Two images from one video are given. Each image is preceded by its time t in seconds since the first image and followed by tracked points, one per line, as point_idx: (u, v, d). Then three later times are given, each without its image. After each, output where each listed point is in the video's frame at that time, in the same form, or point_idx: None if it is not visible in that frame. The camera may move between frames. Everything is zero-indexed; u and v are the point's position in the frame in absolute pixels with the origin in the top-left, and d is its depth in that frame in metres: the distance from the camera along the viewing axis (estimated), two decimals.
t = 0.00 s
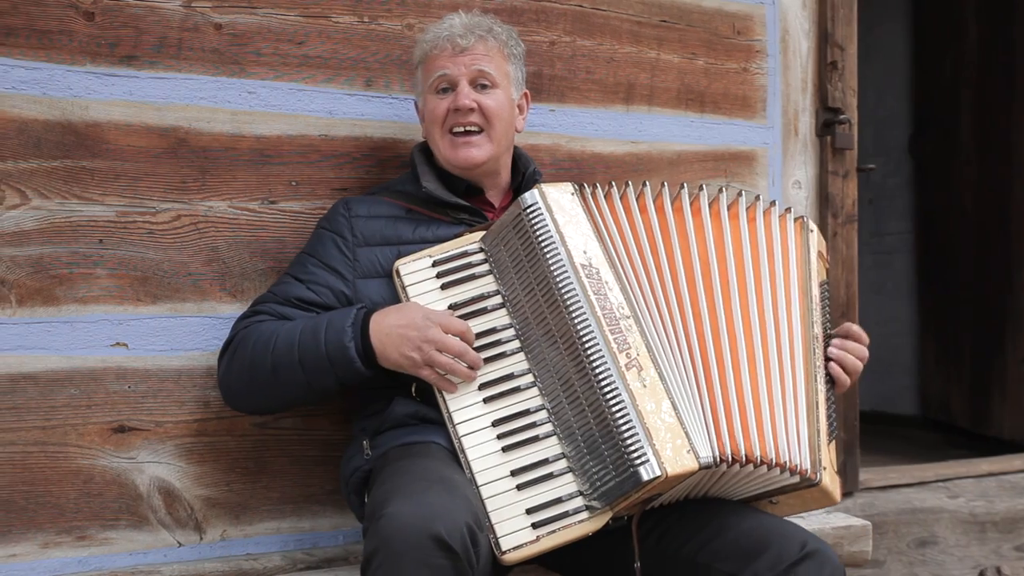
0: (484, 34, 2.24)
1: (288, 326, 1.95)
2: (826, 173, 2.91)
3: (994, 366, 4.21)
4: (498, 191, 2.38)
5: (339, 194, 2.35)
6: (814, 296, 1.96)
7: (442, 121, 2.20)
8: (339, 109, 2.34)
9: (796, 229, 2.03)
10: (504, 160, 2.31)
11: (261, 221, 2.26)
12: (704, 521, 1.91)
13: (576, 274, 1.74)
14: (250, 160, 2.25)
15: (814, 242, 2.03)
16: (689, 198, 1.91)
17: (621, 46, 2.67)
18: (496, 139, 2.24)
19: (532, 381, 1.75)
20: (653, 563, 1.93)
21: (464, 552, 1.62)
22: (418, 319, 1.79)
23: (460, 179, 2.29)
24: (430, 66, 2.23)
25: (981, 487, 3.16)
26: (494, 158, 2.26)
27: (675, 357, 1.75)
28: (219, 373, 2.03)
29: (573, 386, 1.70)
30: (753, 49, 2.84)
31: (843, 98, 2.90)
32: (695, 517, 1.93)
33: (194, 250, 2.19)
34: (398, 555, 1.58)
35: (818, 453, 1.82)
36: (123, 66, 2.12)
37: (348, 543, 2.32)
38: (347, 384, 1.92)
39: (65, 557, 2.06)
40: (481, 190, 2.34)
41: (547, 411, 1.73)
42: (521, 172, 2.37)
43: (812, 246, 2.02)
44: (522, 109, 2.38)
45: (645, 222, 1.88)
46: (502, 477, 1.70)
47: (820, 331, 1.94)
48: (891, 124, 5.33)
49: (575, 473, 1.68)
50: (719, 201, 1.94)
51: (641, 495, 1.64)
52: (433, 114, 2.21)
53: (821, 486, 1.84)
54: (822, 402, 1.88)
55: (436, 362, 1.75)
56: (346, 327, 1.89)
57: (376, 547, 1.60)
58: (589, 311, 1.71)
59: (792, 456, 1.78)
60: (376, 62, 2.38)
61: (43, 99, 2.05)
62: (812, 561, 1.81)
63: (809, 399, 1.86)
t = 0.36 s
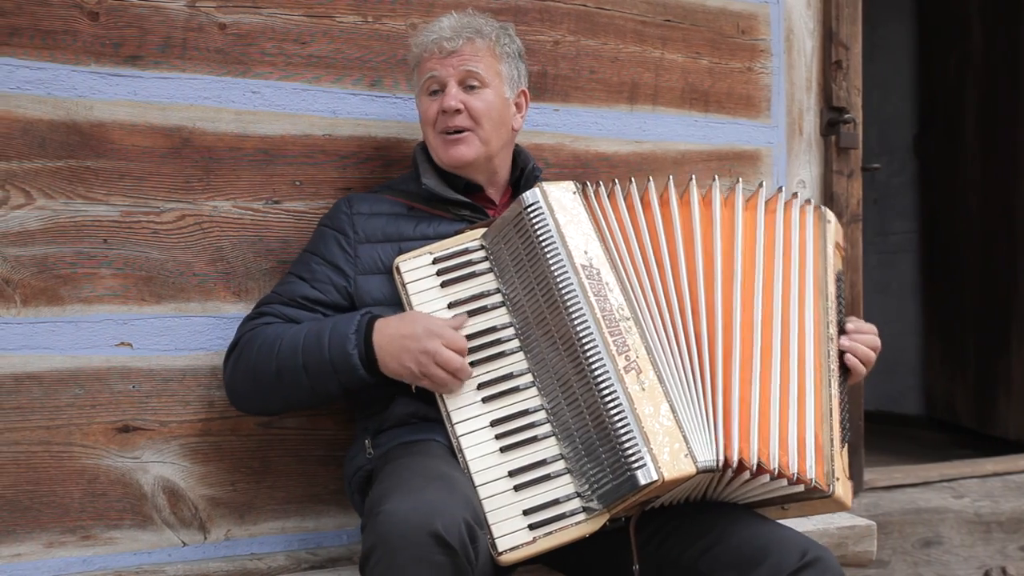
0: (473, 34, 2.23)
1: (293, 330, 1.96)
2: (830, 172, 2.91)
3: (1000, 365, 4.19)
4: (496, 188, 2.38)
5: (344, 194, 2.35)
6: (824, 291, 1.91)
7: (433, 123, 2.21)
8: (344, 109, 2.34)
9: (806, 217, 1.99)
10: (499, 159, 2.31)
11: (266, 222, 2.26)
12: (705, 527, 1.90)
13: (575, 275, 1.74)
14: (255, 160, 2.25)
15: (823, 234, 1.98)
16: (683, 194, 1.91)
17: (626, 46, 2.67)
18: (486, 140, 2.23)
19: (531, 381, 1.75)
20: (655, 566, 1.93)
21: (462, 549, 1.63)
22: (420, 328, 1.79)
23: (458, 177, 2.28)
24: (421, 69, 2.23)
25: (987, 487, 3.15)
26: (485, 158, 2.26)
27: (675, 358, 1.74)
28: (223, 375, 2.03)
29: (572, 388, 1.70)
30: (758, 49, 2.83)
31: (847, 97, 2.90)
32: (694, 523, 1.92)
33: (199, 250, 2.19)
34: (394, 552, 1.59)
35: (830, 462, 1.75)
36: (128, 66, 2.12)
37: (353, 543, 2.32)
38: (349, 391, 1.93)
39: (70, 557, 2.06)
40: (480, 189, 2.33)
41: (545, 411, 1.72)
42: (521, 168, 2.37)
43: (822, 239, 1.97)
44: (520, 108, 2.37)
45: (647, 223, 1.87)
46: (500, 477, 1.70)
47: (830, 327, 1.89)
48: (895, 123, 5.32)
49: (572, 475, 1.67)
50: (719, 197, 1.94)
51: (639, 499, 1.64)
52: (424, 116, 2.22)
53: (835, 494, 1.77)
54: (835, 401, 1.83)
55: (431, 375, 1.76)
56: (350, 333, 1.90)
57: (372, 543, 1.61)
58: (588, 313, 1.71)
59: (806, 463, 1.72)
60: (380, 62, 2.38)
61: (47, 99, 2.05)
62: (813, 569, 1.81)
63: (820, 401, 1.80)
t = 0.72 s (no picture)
0: (469, 33, 2.23)
1: (299, 334, 1.96)
2: (832, 172, 2.90)
3: (1001, 365, 4.19)
4: (493, 189, 2.37)
5: (345, 194, 2.35)
6: (793, 266, 1.87)
7: (427, 123, 2.21)
8: (344, 109, 2.34)
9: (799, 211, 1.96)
10: (494, 159, 2.30)
11: (268, 222, 2.25)
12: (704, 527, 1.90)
13: (564, 282, 1.73)
14: (256, 160, 2.25)
15: (782, 198, 1.93)
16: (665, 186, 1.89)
17: (627, 45, 2.67)
18: (480, 140, 2.23)
19: (522, 386, 1.76)
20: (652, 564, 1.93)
21: (430, 555, 1.64)
22: (426, 332, 1.79)
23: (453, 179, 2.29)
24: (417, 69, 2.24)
25: (988, 487, 3.15)
26: (479, 158, 2.25)
27: (664, 363, 1.73)
28: (228, 378, 2.04)
29: (559, 395, 1.70)
30: (759, 48, 2.83)
31: (849, 97, 2.89)
32: (690, 526, 1.91)
33: (200, 250, 2.18)
34: (362, 560, 1.59)
35: (832, 446, 1.74)
36: (129, 66, 2.12)
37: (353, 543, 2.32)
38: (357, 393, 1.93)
39: (70, 557, 2.06)
40: (477, 190, 2.33)
41: (536, 417, 1.73)
42: (519, 167, 2.38)
43: (778, 202, 1.92)
44: (519, 107, 2.36)
45: (634, 221, 1.85)
46: (487, 483, 1.70)
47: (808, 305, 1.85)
48: (896, 123, 5.31)
49: (559, 482, 1.68)
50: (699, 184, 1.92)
51: (625, 507, 1.63)
52: (418, 116, 2.22)
53: (847, 477, 1.73)
54: (825, 383, 1.79)
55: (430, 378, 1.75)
56: (357, 338, 1.90)
57: (341, 552, 1.62)
58: (575, 319, 1.70)
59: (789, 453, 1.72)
60: (381, 62, 2.37)
61: (48, 98, 2.05)
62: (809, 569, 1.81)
63: (810, 385, 1.78)
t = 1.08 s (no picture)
0: (469, 35, 2.22)
1: (295, 339, 1.96)
2: (832, 172, 2.90)
3: (1002, 365, 4.19)
4: (493, 190, 2.37)
5: (345, 194, 2.35)
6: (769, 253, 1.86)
7: (428, 125, 2.20)
8: (344, 109, 2.34)
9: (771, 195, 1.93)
10: (496, 160, 2.30)
11: (268, 222, 2.25)
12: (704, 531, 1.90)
13: (562, 283, 1.72)
14: (256, 160, 2.24)
15: (744, 185, 1.89)
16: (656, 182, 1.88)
17: (627, 45, 2.66)
18: (483, 141, 2.22)
19: (522, 387, 1.75)
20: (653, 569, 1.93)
21: (431, 551, 1.65)
22: (417, 333, 1.80)
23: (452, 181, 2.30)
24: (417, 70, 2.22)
25: (989, 487, 3.15)
26: (482, 159, 2.25)
27: (661, 362, 1.73)
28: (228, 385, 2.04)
29: (558, 396, 1.70)
30: (759, 48, 2.83)
31: (849, 97, 2.89)
32: (692, 527, 1.92)
33: (200, 250, 2.18)
34: (363, 557, 1.61)
35: (826, 431, 1.76)
36: (129, 66, 2.12)
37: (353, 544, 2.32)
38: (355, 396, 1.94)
39: (70, 557, 2.06)
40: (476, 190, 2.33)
41: (535, 418, 1.73)
42: (518, 167, 2.38)
43: (741, 190, 1.88)
44: (517, 108, 2.36)
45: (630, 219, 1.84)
46: (486, 484, 1.70)
47: (785, 292, 1.84)
48: (896, 123, 5.31)
49: (558, 483, 1.68)
50: (674, 179, 1.91)
51: (624, 507, 1.63)
52: (419, 118, 2.21)
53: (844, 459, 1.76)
54: (812, 369, 1.79)
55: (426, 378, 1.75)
56: (354, 342, 1.90)
57: (343, 550, 1.64)
58: (573, 321, 1.70)
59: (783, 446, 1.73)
60: (381, 61, 2.37)
61: (48, 98, 2.05)
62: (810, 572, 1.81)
63: (798, 370, 1.79)
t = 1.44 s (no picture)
0: (502, 38, 2.23)
1: (295, 329, 1.95)
2: (833, 171, 2.89)
3: (1004, 365, 4.18)
4: (504, 190, 2.36)
5: (345, 194, 2.35)
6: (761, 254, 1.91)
7: (454, 121, 2.20)
8: (344, 109, 2.33)
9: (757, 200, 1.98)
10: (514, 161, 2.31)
11: (268, 222, 2.25)
12: (712, 524, 1.90)
13: (583, 279, 1.73)
14: (256, 160, 2.24)
15: (731, 190, 1.96)
16: (661, 185, 1.92)
17: (628, 45, 2.66)
18: (510, 142, 2.23)
19: (538, 384, 1.77)
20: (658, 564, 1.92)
21: (484, 556, 1.61)
22: (424, 319, 1.79)
23: (465, 179, 2.27)
24: (444, 66, 2.21)
25: (990, 488, 3.15)
26: (506, 160, 2.25)
27: (680, 358, 1.74)
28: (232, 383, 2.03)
29: (579, 392, 1.71)
30: (760, 48, 2.82)
31: (850, 96, 2.89)
32: (701, 520, 1.91)
33: (200, 250, 2.18)
34: (417, 556, 1.57)
35: (832, 421, 1.79)
36: (129, 66, 2.12)
37: (354, 544, 2.32)
38: (360, 382, 1.92)
39: (70, 557, 2.06)
40: (489, 190, 2.32)
41: (553, 415, 1.74)
42: (526, 169, 2.36)
43: (728, 194, 1.95)
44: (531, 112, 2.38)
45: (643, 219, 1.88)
46: (506, 480, 1.71)
47: (779, 289, 1.88)
48: (896, 122, 5.30)
49: (579, 478, 1.69)
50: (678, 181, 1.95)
51: (647, 502, 1.64)
52: (445, 114, 2.20)
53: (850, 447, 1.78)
54: (812, 363, 1.82)
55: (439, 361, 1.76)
56: (353, 323, 1.89)
57: (395, 547, 1.59)
58: (596, 317, 1.71)
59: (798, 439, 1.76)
60: (382, 61, 2.37)
61: (48, 98, 2.05)
62: (819, 564, 1.81)
63: (799, 364, 1.82)
